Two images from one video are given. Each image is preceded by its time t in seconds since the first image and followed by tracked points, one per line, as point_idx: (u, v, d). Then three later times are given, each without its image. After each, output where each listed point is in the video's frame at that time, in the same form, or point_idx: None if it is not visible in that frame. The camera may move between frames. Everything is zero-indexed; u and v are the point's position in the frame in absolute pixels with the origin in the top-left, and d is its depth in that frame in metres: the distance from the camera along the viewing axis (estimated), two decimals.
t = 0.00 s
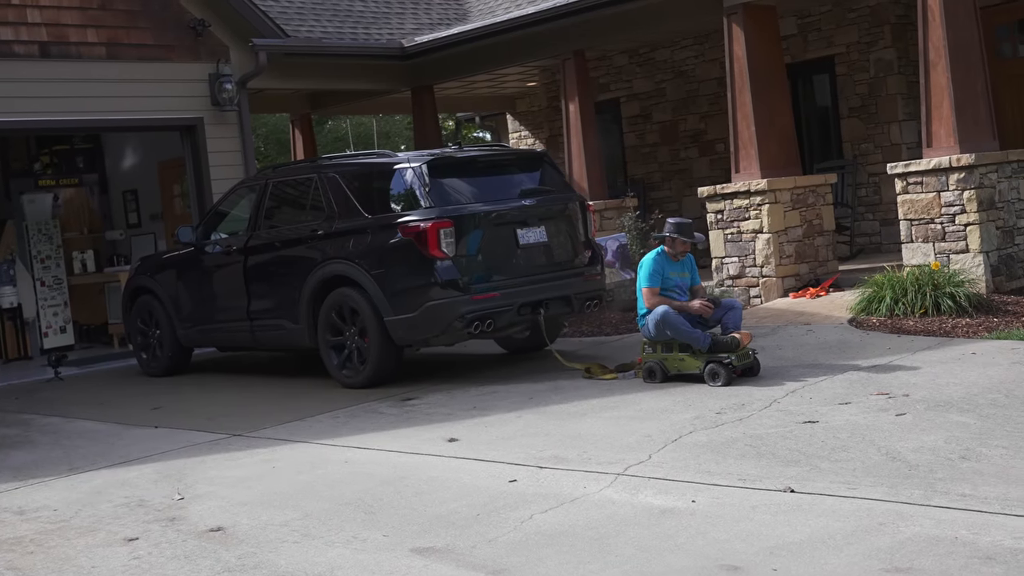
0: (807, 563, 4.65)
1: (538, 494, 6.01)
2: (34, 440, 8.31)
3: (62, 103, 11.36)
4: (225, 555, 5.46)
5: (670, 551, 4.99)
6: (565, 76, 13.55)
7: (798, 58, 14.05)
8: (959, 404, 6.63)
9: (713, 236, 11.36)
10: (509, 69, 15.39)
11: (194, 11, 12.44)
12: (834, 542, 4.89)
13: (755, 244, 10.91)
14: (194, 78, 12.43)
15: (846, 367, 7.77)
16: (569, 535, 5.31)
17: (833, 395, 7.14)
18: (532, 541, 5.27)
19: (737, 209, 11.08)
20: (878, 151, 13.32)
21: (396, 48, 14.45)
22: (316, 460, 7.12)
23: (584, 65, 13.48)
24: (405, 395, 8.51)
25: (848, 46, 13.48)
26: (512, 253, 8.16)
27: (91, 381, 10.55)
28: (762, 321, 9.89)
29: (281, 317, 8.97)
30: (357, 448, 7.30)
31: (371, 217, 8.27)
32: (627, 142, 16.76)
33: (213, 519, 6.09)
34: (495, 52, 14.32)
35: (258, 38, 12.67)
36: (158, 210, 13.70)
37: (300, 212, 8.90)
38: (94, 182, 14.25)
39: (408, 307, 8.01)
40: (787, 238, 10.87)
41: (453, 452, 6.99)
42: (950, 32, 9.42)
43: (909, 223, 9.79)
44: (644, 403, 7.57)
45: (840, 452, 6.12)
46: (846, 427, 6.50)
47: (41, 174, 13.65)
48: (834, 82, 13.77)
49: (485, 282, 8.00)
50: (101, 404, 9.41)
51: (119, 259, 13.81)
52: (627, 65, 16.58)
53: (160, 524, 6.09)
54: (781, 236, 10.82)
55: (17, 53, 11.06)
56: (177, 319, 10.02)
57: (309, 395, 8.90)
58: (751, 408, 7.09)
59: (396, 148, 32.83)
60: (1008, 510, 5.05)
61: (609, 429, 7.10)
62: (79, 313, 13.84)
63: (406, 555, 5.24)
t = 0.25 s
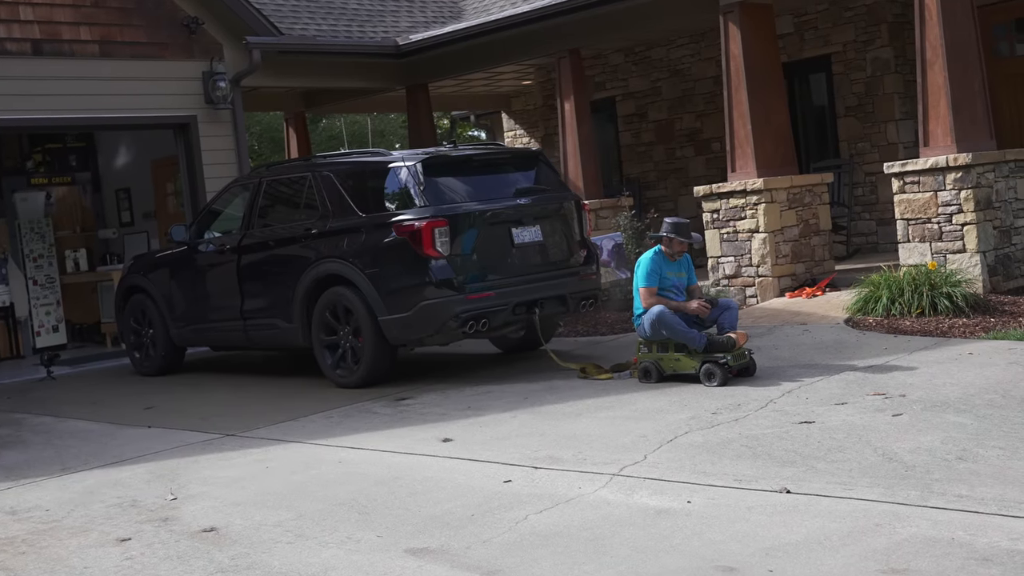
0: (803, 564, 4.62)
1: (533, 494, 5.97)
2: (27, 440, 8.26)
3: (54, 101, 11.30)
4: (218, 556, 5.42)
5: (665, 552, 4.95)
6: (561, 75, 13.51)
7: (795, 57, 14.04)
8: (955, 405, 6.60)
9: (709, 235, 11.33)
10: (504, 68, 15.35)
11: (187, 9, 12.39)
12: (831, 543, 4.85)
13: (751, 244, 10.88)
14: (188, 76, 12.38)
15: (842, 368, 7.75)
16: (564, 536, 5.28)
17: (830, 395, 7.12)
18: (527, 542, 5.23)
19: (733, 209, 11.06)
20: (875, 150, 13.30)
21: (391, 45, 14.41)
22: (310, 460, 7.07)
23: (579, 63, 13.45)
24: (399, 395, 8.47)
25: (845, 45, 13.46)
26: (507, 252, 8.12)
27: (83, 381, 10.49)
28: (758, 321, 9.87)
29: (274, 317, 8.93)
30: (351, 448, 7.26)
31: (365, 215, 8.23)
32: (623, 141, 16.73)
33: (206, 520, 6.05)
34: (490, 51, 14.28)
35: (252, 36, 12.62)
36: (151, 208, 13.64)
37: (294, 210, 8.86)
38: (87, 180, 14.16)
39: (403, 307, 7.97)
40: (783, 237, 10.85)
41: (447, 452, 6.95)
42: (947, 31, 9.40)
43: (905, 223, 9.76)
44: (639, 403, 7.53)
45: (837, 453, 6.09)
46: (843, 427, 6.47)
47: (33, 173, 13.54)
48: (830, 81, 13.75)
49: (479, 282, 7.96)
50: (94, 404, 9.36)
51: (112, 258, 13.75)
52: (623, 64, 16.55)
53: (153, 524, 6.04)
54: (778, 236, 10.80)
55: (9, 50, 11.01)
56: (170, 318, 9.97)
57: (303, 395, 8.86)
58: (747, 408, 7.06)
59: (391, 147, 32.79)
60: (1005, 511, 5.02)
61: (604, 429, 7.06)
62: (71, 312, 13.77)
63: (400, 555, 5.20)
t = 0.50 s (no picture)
0: (801, 566, 4.59)
1: (529, 495, 5.94)
2: (20, 441, 8.21)
3: (47, 100, 11.25)
4: (213, 557, 5.38)
5: (662, 553, 4.92)
6: (557, 74, 13.47)
7: (791, 56, 14.02)
8: (953, 405, 6.57)
9: (705, 235, 11.31)
10: (499, 67, 15.30)
11: (181, 8, 12.35)
12: (828, 545, 4.82)
13: (748, 244, 10.86)
14: (182, 75, 12.33)
15: (840, 368, 7.73)
16: (560, 537, 5.24)
17: (827, 396, 7.09)
18: (523, 544, 5.20)
19: (730, 208, 11.03)
20: (872, 149, 13.28)
21: (386, 44, 14.37)
22: (304, 461, 7.03)
23: (575, 63, 13.41)
24: (394, 396, 8.43)
25: (841, 44, 13.44)
26: (503, 252, 8.08)
27: (77, 382, 10.44)
28: (754, 321, 9.84)
29: (269, 317, 8.88)
30: (346, 449, 7.22)
31: (360, 215, 8.19)
32: (619, 141, 16.70)
33: (201, 521, 6.01)
34: (485, 50, 14.24)
35: (246, 35, 12.57)
36: (145, 208, 13.59)
37: (288, 210, 8.81)
38: (80, 180, 14.11)
39: (398, 307, 7.93)
40: (780, 237, 10.82)
41: (443, 453, 6.92)
42: (944, 30, 9.38)
43: (902, 223, 9.74)
44: (635, 404, 7.50)
45: (834, 453, 6.06)
46: (840, 428, 6.44)
47: (26, 173, 13.41)
48: (827, 80, 13.74)
49: (475, 282, 7.92)
50: (87, 405, 9.31)
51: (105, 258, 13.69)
52: (619, 63, 16.52)
53: (147, 526, 6.00)
54: (774, 236, 10.77)
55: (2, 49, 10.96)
56: (164, 319, 9.92)
57: (298, 396, 8.82)
58: (744, 409, 7.03)
59: (386, 146, 32.74)
60: (1003, 512, 5.00)
61: (600, 430, 7.03)
62: (64, 312, 13.70)
63: (395, 557, 5.16)
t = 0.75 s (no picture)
0: (797, 567, 4.56)
1: (524, 496, 5.90)
2: (12, 442, 8.15)
3: (40, 98, 11.20)
4: (206, 559, 5.33)
5: (658, 554, 4.89)
6: (552, 73, 13.44)
7: (787, 55, 14.00)
8: (950, 405, 6.55)
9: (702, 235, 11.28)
10: (494, 66, 15.26)
11: (175, 6, 12.30)
12: (825, 546, 4.79)
13: (744, 243, 10.83)
14: (175, 74, 12.28)
15: (836, 368, 7.70)
16: (555, 538, 5.21)
17: (823, 396, 7.07)
18: (518, 545, 5.16)
19: (726, 208, 11.01)
20: (869, 149, 13.26)
21: (380, 43, 14.33)
22: (298, 462, 6.99)
23: (570, 61, 13.38)
24: (389, 396, 8.39)
25: (838, 43, 13.42)
26: (498, 252, 8.05)
27: (70, 382, 10.39)
28: (751, 321, 9.82)
29: (263, 317, 8.84)
30: (340, 450, 7.18)
31: (354, 215, 8.15)
32: (614, 140, 16.67)
33: (194, 522, 5.97)
34: (480, 49, 14.20)
35: (240, 33, 12.52)
36: (138, 208, 13.54)
37: (282, 210, 8.77)
38: (73, 180, 14.03)
39: (393, 307, 7.89)
40: (776, 237, 10.80)
41: (438, 454, 6.88)
42: (942, 29, 9.36)
43: (899, 223, 9.72)
44: (631, 405, 7.47)
45: (830, 454, 6.03)
46: (836, 429, 6.41)
47: (19, 171, 13.38)
48: (823, 79, 13.72)
49: (470, 281, 7.88)
50: (80, 405, 9.26)
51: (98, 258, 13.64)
52: (615, 62, 16.49)
53: (140, 527, 5.96)
54: (771, 236, 10.75)
55: None
56: (157, 319, 9.87)
57: (292, 396, 8.78)
58: (740, 409, 7.00)
59: (380, 145, 32.71)
60: (1001, 513, 4.97)
61: (596, 430, 6.99)
62: (57, 312, 13.64)
63: (390, 558, 5.12)
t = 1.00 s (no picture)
0: (793, 568, 4.53)
1: (519, 497, 5.87)
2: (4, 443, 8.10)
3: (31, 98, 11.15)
4: (200, 560, 5.29)
5: (654, 556, 4.86)
6: (547, 72, 13.41)
7: (783, 54, 13.98)
8: (946, 406, 6.53)
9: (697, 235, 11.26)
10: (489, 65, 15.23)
11: (167, 5, 12.25)
12: (821, 547, 4.76)
13: (740, 243, 10.80)
14: (168, 73, 12.23)
15: (833, 369, 7.68)
16: (550, 540, 5.17)
17: (819, 397, 7.04)
18: (513, 546, 5.13)
19: (722, 208, 10.98)
20: (865, 148, 13.25)
21: (374, 42, 14.29)
22: (292, 463, 6.95)
23: (565, 61, 13.34)
24: (383, 397, 8.35)
25: (834, 42, 13.41)
26: (493, 252, 8.01)
27: (62, 383, 10.34)
28: (747, 321, 9.80)
29: (256, 318, 8.80)
30: (334, 451, 7.14)
31: (348, 215, 8.11)
32: (609, 140, 16.65)
33: (187, 524, 5.93)
34: (475, 48, 14.17)
35: (233, 32, 12.47)
36: (130, 208, 13.49)
37: (276, 210, 8.73)
38: (65, 179, 13.99)
39: (387, 308, 7.85)
40: (772, 237, 10.78)
41: (432, 455, 6.84)
42: (938, 28, 9.34)
43: (895, 223, 9.70)
44: (627, 405, 7.44)
45: (826, 455, 6.01)
46: (832, 429, 6.39)
47: (11, 171, 13.28)
48: (819, 79, 13.70)
49: (465, 282, 7.85)
50: (72, 406, 9.21)
51: (91, 258, 13.58)
52: (610, 61, 16.47)
53: (133, 529, 5.91)
54: (767, 236, 10.73)
55: None
56: (150, 320, 9.82)
57: (286, 397, 8.74)
58: (736, 410, 6.98)
59: (374, 145, 32.68)
60: (998, 514, 4.95)
61: (591, 431, 6.96)
62: (49, 313, 13.58)
63: (384, 560, 5.09)
